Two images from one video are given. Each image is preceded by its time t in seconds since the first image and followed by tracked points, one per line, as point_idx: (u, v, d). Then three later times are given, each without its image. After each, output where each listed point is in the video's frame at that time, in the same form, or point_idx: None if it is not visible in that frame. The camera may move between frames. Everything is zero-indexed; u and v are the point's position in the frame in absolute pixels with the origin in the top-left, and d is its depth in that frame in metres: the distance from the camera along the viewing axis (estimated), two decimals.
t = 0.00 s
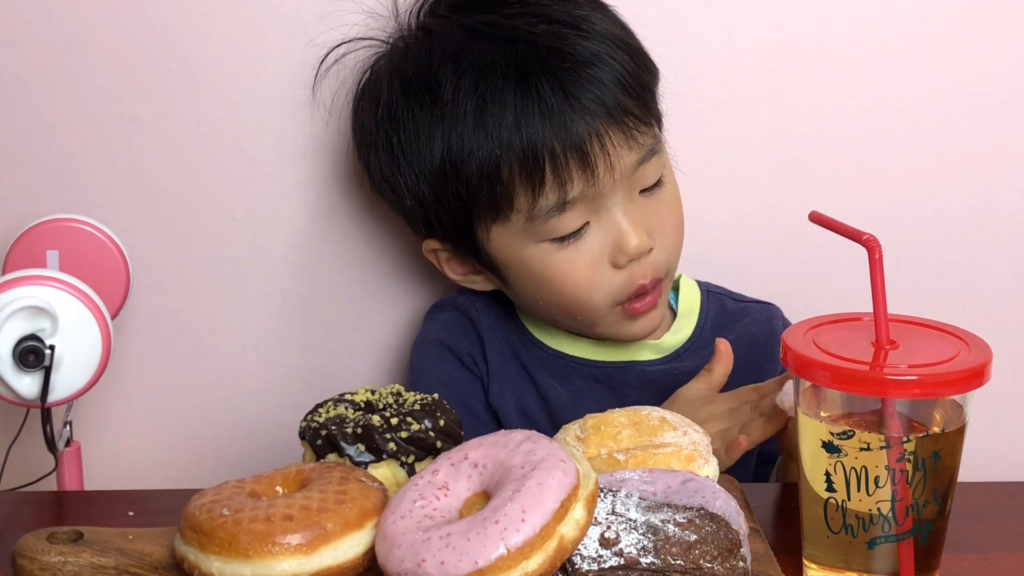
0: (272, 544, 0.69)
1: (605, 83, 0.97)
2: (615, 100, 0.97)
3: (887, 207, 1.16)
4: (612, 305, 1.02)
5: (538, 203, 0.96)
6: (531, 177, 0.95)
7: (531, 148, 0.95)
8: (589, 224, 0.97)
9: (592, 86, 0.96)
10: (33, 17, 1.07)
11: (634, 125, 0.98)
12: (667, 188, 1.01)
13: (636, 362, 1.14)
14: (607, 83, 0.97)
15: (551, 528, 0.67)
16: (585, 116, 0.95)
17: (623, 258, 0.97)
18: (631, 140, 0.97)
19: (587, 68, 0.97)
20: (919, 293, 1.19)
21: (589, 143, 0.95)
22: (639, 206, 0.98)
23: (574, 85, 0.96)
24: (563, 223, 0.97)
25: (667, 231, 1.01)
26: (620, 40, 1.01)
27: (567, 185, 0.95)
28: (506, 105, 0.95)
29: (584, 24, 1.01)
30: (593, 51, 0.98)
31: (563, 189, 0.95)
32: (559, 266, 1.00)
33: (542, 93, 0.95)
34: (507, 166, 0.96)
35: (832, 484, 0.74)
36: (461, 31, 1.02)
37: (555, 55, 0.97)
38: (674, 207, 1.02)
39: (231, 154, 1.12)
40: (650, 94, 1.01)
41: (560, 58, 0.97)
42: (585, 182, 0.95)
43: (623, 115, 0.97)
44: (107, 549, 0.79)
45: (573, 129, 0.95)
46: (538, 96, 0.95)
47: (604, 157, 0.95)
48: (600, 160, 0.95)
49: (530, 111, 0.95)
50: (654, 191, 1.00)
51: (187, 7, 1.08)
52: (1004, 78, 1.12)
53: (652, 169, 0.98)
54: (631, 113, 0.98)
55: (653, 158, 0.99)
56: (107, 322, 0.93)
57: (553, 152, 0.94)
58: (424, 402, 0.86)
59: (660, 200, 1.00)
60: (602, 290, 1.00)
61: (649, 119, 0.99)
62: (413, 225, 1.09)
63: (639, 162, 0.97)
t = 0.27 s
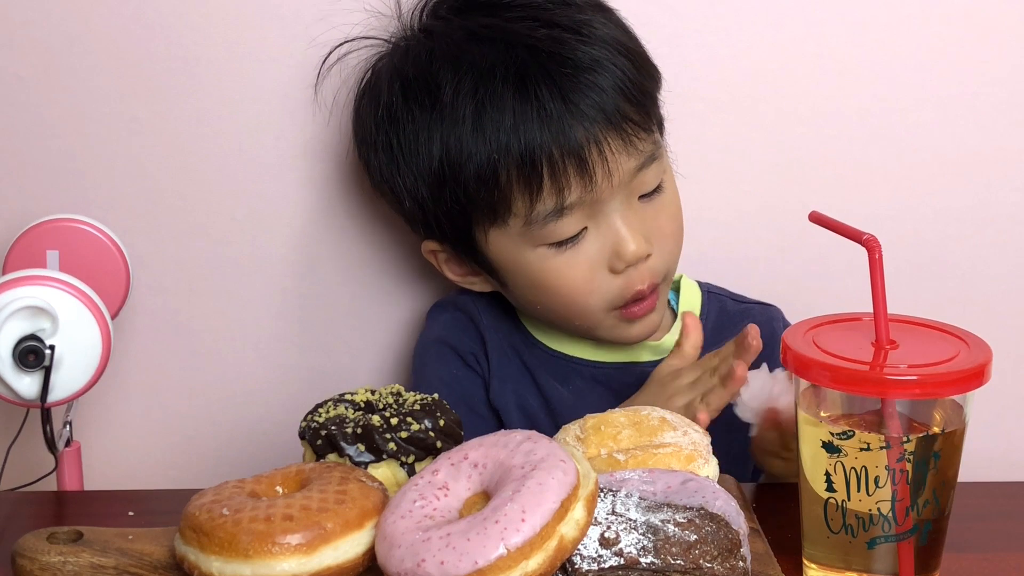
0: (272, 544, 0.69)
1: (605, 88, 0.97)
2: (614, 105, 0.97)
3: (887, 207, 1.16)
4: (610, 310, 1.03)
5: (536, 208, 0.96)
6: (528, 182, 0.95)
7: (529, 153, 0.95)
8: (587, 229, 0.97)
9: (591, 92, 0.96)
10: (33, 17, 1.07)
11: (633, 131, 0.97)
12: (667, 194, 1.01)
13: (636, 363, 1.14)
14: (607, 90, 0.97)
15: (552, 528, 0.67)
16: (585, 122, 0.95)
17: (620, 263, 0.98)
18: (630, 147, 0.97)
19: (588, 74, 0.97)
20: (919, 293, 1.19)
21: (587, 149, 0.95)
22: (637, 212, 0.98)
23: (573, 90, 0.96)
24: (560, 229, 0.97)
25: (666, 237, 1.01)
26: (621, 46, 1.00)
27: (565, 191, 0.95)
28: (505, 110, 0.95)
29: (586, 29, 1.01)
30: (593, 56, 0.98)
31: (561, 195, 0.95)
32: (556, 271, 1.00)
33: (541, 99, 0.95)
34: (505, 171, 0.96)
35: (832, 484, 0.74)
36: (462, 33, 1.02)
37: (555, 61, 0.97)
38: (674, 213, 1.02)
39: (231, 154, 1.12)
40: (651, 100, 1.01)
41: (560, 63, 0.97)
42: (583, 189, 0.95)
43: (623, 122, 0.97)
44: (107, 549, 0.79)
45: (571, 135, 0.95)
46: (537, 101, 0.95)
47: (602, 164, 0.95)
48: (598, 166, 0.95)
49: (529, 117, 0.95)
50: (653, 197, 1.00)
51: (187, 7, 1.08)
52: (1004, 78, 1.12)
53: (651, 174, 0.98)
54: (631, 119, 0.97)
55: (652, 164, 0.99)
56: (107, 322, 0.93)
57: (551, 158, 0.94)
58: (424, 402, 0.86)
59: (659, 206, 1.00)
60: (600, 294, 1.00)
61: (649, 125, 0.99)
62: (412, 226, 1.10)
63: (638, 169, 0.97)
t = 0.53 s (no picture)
0: (272, 544, 0.69)
1: (607, 96, 0.96)
2: (616, 113, 0.96)
3: (887, 207, 1.16)
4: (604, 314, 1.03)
5: (531, 212, 0.96)
6: (525, 185, 0.95)
7: (527, 156, 0.94)
8: (582, 235, 0.97)
9: (594, 98, 0.95)
10: (33, 17, 1.07)
11: (634, 140, 0.97)
12: (666, 203, 1.01)
13: (636, 362, 1.14)
14: (610, 98, 0.96)
15: (552, 528, 0.67)
16: (585, 129, 0.94)
17: (615, 270, 0.98)
18: (630, 155, 0.96)
19: (592, 80, 0.96)
20: (919, 292, 1.19)
21: (586, 156, 0.94)
22: (634, 221, 0.98)
23: (576, 96, 0.95)
24: (555, 233, 0.97)
25: (663, 245, 1.00)
26: (628, 53, 0.99)
27: (562, 196, 0.95)
28: (506, 112, 0.95)
29: (593, 34, 1.00)
30: (598, 63, 0.97)
31: (557, 200, 0.95)
32: (551, 274, 1.00)
33: (542, 103, 0.94)
34: (503, 173, 0.96)
35: (832, 485, 0.74)
36: (470, 32, 1.01)
37: (560, 65, 0.96)
38: (673, 222, 1.01)
39: (231, 154, 1.12)
40: (655, 108, 1.00)
41: (564, 68, 0.96)
42: (579, 195, 0.94)
43: (625, 130, 0.96)
44: (107, 549, 0.79)
45: (570, 140, 0.94)
46: (538, 105, 0.94)
47: (600, 171, 0.94)
48: (596, 173, 0.94)
49: (529, 120, 0.94)
50: (652, 206, 0.99)
51: (187, 7, 1.08)
52: (1004, 78, 1.12)
53: (650, 184, 0.98)
54: (633, 128, 0.97)
55: (652, 173, 0.98)
56: (107, 322, 0.93)
57: (549, 162, 0.94)
58: (424, 402, 0.86)
59: (657, 215, 1.00)
60: (594, 299, 1.00)
61: (651, 134, 0.98)
62: (412, 220, 1.10)
63: (636, 178, 0.97)
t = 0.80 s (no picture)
0: (272, 544, 0.69)
1: (612, 87, 0.96)
2: (620, 106, 0.96)
3: (887, 207, 1.16)
4: (601, 309, 1.02)
5: (530, 198, 0.96)
6: (524, 171, 0.95)
7: (528, 142, 0.95)
8: (581, 225, 0.97)
9: (599, 89, 0.96)
10: (33, 18, 1.07)
11: (637, 133, 0.97)
12: (668, 200, 1.01)
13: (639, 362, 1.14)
14: (615, 89, 0.96)
15: (552, 528, 0.67)
16: (587, 118, 0.95)
17: (612, 263, 0.97)
18: (632, 148, 0.96)
19: (598, 70, 0.97)
20: (919, 292, 1.19)
21: (587, 145, 0.94)
22: (634, 214, 0.98)
23: (580, 85, 0.95)
24: (553, 221, 0.97)
25: (664, 241, 1.00)
26: (637, 47, 1.00)
27: (560, 184, 0.95)
28: (510, 98, 0.96)
29: (604, 26, 1.00)
30: (606, 54, 0.98)
31: (556, 188, 0.95)
32: (547, 263, 1.00)
33: (546, 91, 0.95)
34: (503, 158, 0.96)
35: (832, 484, 0.74)
36: (481, 20, 1.02)
37: (567, 54, 0.97)
38: (675, 219, 1.01)
39: (231, 155, 1.12)
40: (662, 104, 1.00)
41: (571, 57, 0.97)
42: (578, 183, 0.95)
43: (628, 122, 0.96)
44: (107, 549, 0.79)
45: (572, 129, 0.94)
46: (542, 92, 0.95)
47: (600, 161, 0.95)
48: (596, 163, 0.95)
49: (531, 106, 0.95)
50: (653, 201, 0.99)
51: (187, 7, 1.08)
52: (1004, 78, 1.12)
53: (651, 179, 0.98)
54: (637, 121, 0.97)
55: (654, 167, 0.98)
56: (107, 322, 0.93)
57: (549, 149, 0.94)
58: (424, 402, 0.86)
59: (658, 211, 1.00)
60: (591, 292, 1.00)
61: (656, 129, 0.98)
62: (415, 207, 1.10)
63: (638, 170, 0.97)
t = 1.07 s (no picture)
0: (272, 544, 0.69)
1: (633, 86, 0.96)
2: (638, 106, 0.96)
3: (887, 207, 1.16)
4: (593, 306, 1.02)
5: (535, 181, 0.97)
6: (532, 154, 0.95)
7: (540, 125, 0.95)
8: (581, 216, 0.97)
9: (618, 84, 0.96)
10: (33, 17, 1.07)
11: (650, 135, 0.97)
12: (673, 206, 1.00)
13: (639, 365, 1.15)
14: (635, 87, 0.96)
15: (552, 528, 0.67)
16: (602, 111, 0.95)
17: (607, 260, 0.98)
18: (643, 148, 0.96)
19: (622, 66, 0.97)
20: (919, 292, 1.19)
21: (598, 137, 0.94)
22: (635, 216, 0.98)
23: (601, 78, 0.95)
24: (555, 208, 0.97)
25: (663, 247, 1.00)
26: (665, 49, 1.00)
27: (566, 171, 0.95)
28: (529, 79, 0.96)
29: (636, 24, 1.00)
30: (633, 53, 0.98)
31: (561, 175, 0.95)
32: (544, 250, 1.00)
33: (566, 78, 0.95)
34: (512, 140, 0.96)
35: (832, 484, 0.74)
36: (517, 3, 1.02)
37: (592, 46, 0.97)
38: (678, 226, 1.01)
39: (232, 155, 1.12)
40: (681, 110, 1.00)
41: (596, 49, 0.97)
42: (584, 174, 0.95)
43: (643, 123, 0.96)
44: (107, 549, 0.79)
45: (585, 119, 0.94)
46: (562, 79, 0.95)
47: (609, 156, 0.95)
48: (605, 157, 0.95)
49: (549, 90, 0.95)
50: (656, 205, 0.99)
51: (187, 7, 1.08)
52: (1004, 78, 1.12)
53: (657, 183, 0.98)
54: (652, 123, 0.97)
55: (662, 172, 0.98)
56: (107, 322, 0.93)
57: (559, 136, 0.94)
58: (424, 402, 0.86)
59: (661, 216, 1.00)
60: (584, 285, 1.00)
61: (670, 134, 0.98)
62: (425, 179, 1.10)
63: (645, 171, 0.97)
